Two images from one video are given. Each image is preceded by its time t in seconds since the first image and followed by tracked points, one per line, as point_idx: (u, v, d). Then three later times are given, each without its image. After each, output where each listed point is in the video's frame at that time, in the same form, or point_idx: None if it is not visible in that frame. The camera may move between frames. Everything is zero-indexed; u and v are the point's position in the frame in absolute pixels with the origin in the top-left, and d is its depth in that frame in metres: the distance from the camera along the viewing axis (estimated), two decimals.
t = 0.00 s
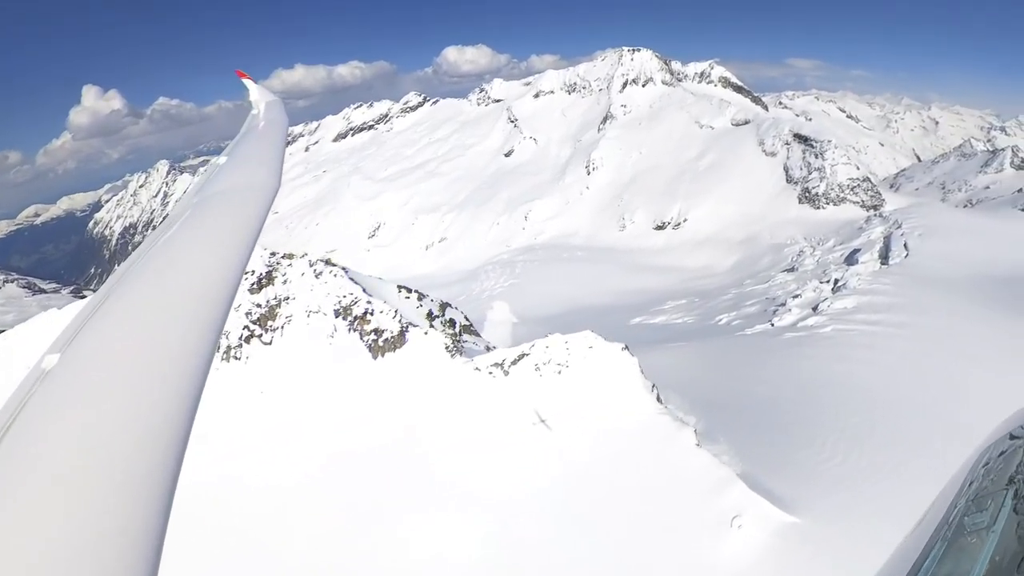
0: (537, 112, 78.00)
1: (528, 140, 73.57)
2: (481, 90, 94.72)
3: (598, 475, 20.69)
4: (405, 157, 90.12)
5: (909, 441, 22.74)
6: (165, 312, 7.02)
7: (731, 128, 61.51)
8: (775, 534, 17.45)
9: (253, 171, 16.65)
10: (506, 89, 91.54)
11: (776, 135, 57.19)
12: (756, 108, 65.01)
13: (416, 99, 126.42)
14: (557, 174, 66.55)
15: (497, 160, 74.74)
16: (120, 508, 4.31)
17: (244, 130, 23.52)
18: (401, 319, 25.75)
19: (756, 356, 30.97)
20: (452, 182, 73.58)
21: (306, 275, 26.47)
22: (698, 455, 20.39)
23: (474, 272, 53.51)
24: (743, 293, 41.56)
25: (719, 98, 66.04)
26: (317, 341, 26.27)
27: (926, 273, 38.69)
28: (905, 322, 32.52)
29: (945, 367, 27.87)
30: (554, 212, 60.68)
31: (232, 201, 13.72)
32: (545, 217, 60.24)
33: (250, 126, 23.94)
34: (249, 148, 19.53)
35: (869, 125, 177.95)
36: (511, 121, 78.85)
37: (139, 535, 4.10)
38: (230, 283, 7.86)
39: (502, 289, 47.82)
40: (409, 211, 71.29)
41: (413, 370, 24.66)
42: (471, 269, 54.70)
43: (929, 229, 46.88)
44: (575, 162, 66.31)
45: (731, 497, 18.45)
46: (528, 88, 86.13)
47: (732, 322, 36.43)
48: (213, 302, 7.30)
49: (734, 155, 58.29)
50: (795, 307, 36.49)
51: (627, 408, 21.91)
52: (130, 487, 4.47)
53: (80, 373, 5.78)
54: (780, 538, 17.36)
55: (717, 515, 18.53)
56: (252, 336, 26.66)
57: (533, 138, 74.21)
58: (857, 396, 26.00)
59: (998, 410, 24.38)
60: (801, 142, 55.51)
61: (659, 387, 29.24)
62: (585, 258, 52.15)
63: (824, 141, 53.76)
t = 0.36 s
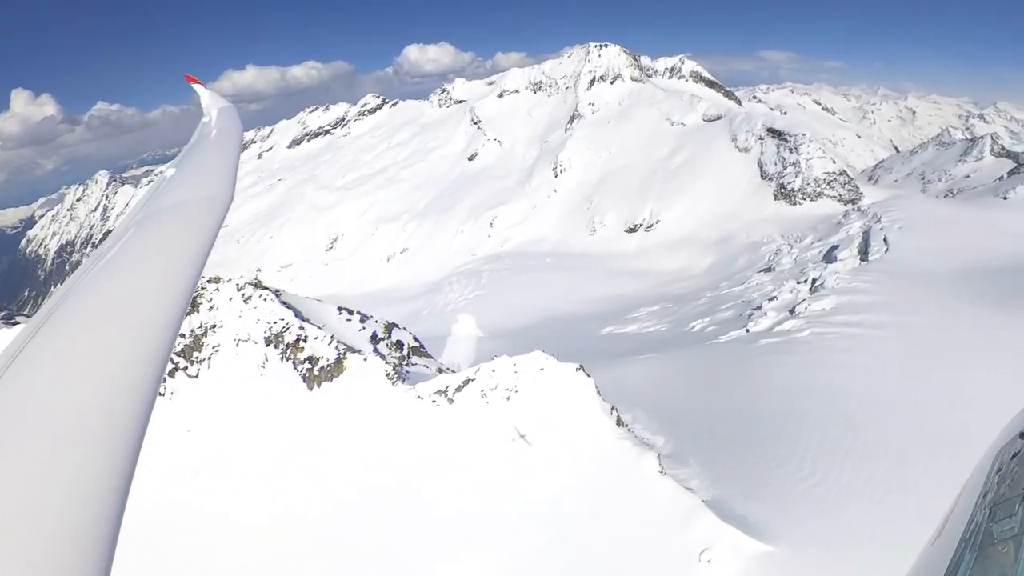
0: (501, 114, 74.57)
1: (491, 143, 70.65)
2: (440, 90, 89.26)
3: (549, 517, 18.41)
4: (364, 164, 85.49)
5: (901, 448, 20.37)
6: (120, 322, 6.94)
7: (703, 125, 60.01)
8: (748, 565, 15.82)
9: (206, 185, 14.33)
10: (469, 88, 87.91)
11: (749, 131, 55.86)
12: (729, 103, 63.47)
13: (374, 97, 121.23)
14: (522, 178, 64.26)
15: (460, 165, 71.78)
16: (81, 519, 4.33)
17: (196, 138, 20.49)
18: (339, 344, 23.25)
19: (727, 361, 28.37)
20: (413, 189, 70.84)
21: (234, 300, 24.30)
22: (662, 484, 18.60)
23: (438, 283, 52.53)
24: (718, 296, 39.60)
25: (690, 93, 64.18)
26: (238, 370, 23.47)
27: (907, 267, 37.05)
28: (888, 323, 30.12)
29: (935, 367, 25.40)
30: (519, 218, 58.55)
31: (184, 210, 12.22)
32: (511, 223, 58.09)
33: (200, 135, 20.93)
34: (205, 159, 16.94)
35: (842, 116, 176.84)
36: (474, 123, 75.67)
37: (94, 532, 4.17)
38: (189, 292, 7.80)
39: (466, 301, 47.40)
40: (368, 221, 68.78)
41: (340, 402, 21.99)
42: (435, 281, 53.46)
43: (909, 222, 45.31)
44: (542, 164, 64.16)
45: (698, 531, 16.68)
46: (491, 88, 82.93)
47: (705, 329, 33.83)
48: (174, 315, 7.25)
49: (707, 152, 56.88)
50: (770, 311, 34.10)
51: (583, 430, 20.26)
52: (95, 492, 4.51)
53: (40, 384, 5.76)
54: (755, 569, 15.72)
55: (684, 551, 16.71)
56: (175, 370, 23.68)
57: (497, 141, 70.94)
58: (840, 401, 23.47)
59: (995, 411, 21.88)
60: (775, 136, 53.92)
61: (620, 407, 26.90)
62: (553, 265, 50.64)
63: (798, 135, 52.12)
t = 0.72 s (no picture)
0: (480, 116, 72.73)
1: (471, 147, 68.89)
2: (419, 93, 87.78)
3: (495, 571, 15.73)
4: (340, 168, 83.96)
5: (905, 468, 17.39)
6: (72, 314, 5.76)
7: (688, 126, 58.62)
8: None
9: (170, 187, 12.12)
10: (448, 91, 85.96)
11: (735, 132, 54.44)
12: (715, 104, 62.06)
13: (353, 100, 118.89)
14: (502, 183, 62.58)
15: (439, 170, 69.90)
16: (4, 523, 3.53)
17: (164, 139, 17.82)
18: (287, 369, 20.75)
19: (710, 375, 25.65)
20: (388, 195, 69.26)
21: (174, 321, 21.49)
22: (629, 521, 15.86)
23: (415, 295, 51.55)
24: (703, 305, 37.91)
25: (674, 94, 62.75)
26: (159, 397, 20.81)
27: (901, 271, 35.33)
28: (882, 331, 27.38)
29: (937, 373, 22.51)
30: (499, 225, 56.93)
31: (154, 201, 11.01)
32: (490, 230, 56.52)
33: (167, 135, 18.12)
34: (171, 160, 14.45)
35: (830, 115, 176.17)
36: (452, 127, 73.77)
37: None
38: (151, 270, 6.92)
39: (444, 313, 46.29)
40: (344, 230, 67.54)
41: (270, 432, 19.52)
42: (412, 290, 52.82)
43: (900, 223, 43.80)
44: (522, 168, 62.41)
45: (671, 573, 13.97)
46: (471, 89, 81.16)
47: (689, 340, 31.48)
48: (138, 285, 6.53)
49: (693, 154, 55.48)
50: (755, 321, 31.81)
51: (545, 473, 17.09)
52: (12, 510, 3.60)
53: None
54: None
55: None
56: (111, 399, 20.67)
57: (476, 145, 69.19)
58: (832, 416, 20.63)
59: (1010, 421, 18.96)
60: (761, 137, 52.55)
61: (584, 423, 23.24)
62: (534, 273, 49.31)
63: (785, 135, 50.88)
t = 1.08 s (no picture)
0: (465, 122, 71.73)
1: (454, 152, 67.70)
2: (404, 97, 86.71)
3: None
4: (321, 174, 82.80)
5: (893, 485, 15.70)
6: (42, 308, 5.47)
7: (675, 130, 57.75)
8: None
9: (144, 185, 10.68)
10: (431, 95, 84.72)
11: (723, 136, 53.49)
12: (702, 107, 61.18)
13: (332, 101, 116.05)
14: (486, 189, 61.44)
15: (422, 175, 68.63)
16: None
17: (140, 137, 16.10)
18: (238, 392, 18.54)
19: (689, 391, 23.91)
20: (368, 203, 68.29)
21: (121, 343, 20.26)
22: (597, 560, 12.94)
23: (396, 305, 50.78)
24: (688, 315, 36.66)
25: (661, 98, 61.93)
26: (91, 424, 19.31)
27: (892, 278, 34.15)
28: (871, 343, 25.72)
29: (930, 386, 20.88)
30: (482, 232, 55.68)
31: (128, 193, 10.05)
32: (474, 237, 55.35)
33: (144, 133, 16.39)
34: (148, 156, 12.95)
35: (820, 119, 176.19)
36: (435, 131, 72.59)
37: None
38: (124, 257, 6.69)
39: (424, 324, 45.42)
40: (323, 238, 67.19)
41: (190, 475, 17.12)
42: (394, 299, 52.20)
43: (891, 228, 42.75)
44: (506, 174, 61.27)
45: None
46: (455, 94, 80.08)
47: (670, 354, 30.03)
48: (119, 265, 6.50)
49: (680, 158, 54.52)
50: (739, 332, 30.43)
51: (500, 512, 14.13)
52: None
53: None
54: None
55: None
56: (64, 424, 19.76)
57: (460, 150, 68.03)
58: (818, 430, 18.82)
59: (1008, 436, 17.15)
60: (748, 141, 51.81)
61: (554, 444, 21.05)
62: (517, 282, 48.25)
63: (772, 139, 50.18)
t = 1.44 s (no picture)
0: (445, 133, 71.34)
1: (434, 164, 67.25)
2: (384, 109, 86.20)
3: None
4: (299, 187, 82.16)
5: (876, 511, 14.83)
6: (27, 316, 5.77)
7: (655, 141, 57.65)
8: None
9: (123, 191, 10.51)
10: (412, 107, 84.22)
11: (702, 146, 53.52)
12: (681, 117, 61.23)
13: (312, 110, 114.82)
14: (465, 201, 60.95)
15: (401, 188, 68.09)
16: None
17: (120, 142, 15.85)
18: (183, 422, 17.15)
19: (662, 412, 22.86)
20: (345, 216, 68.01)
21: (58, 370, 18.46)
22: None
23: (373, 319, 50.81)
24: (667, 328, 36.05)
25: (641, 109, 61.93)
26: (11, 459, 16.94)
27: (872, 289, 33.73)
28: (852, 357, 24.84)
29: (914, 403, 19.93)
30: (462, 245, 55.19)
31: (107, 198, 9.92)
32: (452, 250, 54.81)
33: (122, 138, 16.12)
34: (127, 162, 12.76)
35: (800, 128, 178.40)
36: (415, 143, 72.08)
37: None
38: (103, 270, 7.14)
39: (401, 339, 45.18)
40: (299, 252, 67.69)
41: (125, 512, 15.46)
42: (371, 314, 52.06)
43: (871, 237, 42.52)
44: (486, 186, 60.71)
45: None
46: (435, 105, 79.70)
47: (646, 370, 29.18)
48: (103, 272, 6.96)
49: (660, 169, 54.31)
50: (715, 348, 29.67)
51: (450, 527, 13.51)
52: None
53: None
54: None
55: None
56: None
57: (440, 162, 67.61)
58: (797, 455, 17.87)
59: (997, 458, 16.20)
60: (728, 151, 51.86)
61: (522, 469, 20.23)
62: (497, 295, 47.74)
63: (751, 149, 50.42)
